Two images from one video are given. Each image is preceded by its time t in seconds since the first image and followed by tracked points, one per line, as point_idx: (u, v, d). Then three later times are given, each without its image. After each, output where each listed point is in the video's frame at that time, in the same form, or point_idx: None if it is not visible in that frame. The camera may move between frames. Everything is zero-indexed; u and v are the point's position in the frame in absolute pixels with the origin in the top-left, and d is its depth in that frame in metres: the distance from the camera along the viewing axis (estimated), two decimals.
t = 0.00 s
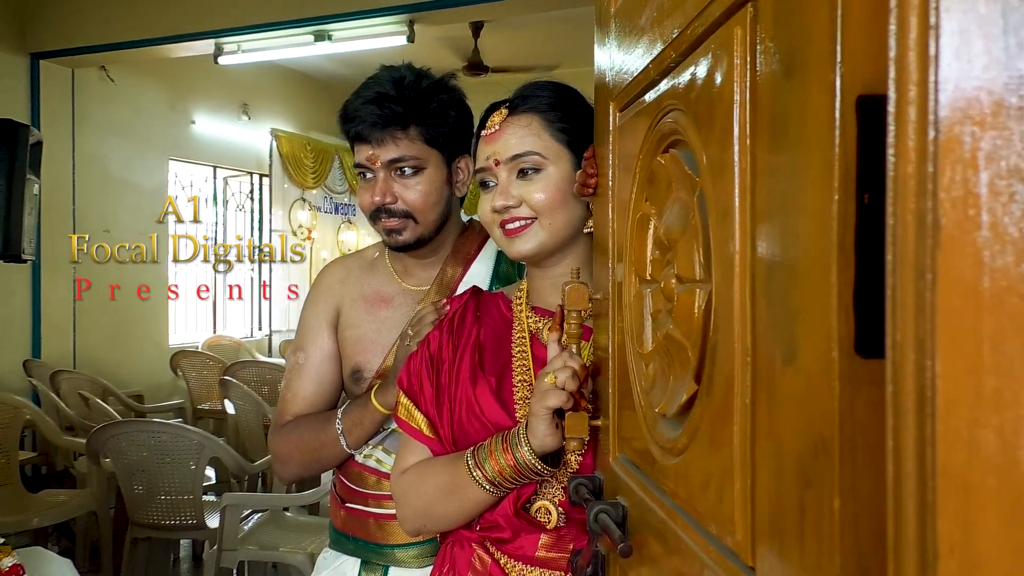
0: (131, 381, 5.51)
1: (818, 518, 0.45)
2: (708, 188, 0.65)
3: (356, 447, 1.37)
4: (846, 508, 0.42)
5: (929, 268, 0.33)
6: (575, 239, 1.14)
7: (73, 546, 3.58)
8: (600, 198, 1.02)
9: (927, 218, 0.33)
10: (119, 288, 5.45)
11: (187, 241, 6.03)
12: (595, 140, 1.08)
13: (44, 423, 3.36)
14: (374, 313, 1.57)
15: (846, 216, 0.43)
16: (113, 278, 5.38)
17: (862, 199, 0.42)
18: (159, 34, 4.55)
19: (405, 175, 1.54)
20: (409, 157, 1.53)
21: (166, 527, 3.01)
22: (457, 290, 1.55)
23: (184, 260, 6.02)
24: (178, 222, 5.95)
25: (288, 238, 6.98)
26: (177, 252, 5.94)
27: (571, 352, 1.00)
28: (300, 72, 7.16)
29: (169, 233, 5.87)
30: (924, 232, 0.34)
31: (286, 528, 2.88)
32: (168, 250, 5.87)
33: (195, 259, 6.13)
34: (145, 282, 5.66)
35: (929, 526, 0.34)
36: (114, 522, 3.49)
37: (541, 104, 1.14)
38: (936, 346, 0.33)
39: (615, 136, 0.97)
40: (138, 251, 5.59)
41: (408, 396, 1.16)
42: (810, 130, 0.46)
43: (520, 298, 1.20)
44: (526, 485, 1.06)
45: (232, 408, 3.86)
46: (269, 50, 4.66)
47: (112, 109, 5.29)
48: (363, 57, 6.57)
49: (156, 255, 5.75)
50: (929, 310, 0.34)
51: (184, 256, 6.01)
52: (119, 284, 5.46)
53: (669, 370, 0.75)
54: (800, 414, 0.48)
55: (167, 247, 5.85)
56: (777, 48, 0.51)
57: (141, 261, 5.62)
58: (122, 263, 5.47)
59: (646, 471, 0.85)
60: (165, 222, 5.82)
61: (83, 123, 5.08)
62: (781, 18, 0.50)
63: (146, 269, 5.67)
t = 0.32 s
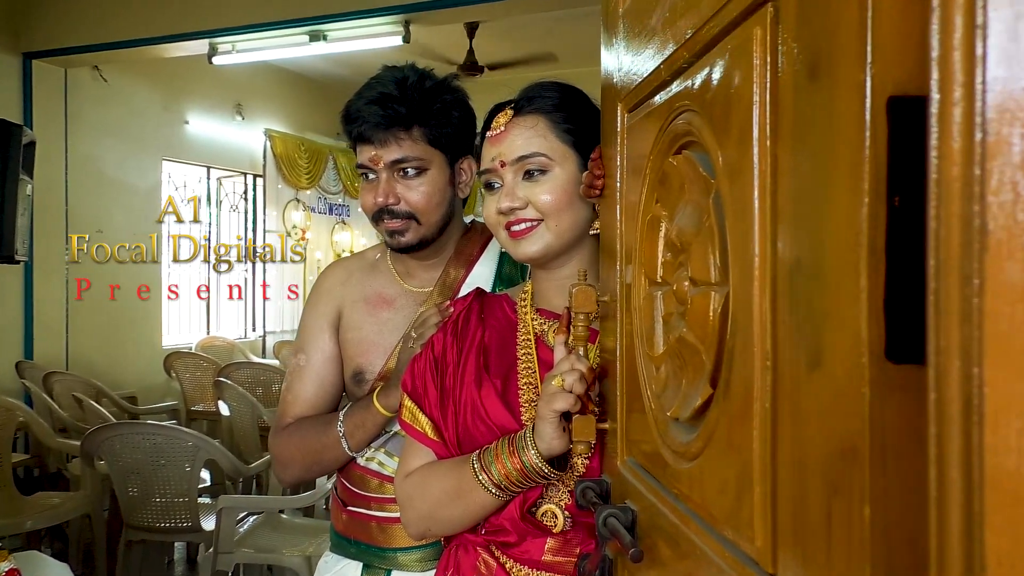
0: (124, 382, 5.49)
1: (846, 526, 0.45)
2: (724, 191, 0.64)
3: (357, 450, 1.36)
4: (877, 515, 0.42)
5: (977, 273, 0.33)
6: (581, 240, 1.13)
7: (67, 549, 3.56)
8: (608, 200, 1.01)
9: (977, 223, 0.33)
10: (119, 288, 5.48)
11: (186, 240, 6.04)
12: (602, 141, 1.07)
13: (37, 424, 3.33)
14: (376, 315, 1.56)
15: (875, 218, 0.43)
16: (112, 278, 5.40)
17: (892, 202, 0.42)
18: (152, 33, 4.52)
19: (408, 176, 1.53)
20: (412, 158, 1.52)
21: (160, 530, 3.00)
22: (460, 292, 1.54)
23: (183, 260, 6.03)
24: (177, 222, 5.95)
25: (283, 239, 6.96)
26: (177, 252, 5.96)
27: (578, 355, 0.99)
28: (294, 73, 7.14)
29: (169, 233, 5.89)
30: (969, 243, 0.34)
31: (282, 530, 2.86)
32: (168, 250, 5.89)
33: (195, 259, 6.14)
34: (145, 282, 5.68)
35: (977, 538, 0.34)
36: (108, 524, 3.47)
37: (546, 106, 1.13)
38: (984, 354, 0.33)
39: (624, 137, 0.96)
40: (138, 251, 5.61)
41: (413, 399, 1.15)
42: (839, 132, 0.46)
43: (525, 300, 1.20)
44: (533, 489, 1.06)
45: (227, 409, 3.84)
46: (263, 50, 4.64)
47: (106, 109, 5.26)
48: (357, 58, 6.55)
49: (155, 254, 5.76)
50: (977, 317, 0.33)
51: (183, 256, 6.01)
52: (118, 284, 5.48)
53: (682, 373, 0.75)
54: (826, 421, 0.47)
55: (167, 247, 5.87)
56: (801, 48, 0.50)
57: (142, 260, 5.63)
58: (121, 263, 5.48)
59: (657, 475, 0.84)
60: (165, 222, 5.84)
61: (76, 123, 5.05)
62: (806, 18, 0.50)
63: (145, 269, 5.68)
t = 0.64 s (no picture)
0: (117, 382, 5.44)
1: (876, 533, 0.44)
2: (741, 192, 0.63)
3: (359, 451, 1.35)
4: (912, 519, 0.41)
5: None
6: (586, 241, 1.13)
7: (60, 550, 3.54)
8: (615, 200, 1.01)
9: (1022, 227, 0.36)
10: (119, 287, 5.51)
11: (187, 240, 6.07)
12: (608, 142, 1.06)
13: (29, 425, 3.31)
14: (377, 315, 1.55)
15: (907, 218, 0.42)
16: (112, 279, 5.43)
17: (923, 201, 0.41)
18: (146, 32, 4.50)
19: (411, 175, 1.52)
20: (414, 157, 1.51)
21: (155, 531, 2.98)
22: (462, 292, 1.54)
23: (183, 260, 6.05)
24: (178, 222, 5.98)
25: (275, 238, 6.91)
26: (177, 253, 5.99)
27: (585, 356, 0.99)
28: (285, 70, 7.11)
29: (169, 233, 5.92)
30: (1017, 242, 0.37)
31: (278, 532, 2.84)
32: (168, 250, 5.91)
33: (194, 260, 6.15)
34: (145, 282, 5.70)
35: None
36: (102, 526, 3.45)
37: (551, 105, 1.12)
38: None
39: (631, 137, 0.96)
40: (138, 251, 5.64)
41: (416, 400, 1.15)
42: (868, 130, 0.45)
43: (529, 300, 1.19)
44: (538, 490, 1.05)
45: (220, 409, 3.82)
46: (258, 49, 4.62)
47: (98, 108, 5.23)
48: (351, 57, 6.53)
49: (151, 254, 5.74)
50: None
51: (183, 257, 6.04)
52: (119, 284, 5.51)
53: (694, 374, 0.74)
54: (853, 424, 0.46)
55: (166, 247, 5.89)
56: (826, 45, 0.49)
57: (142, 260, 5.66)
58: (122, 263, 5.52)
59: (667, 478, 0.83)
60: (165, 222, 5.87)
61: (68, 122, 5.02)
62: (832, 14, 0.49)
63: (145, 269, 5.71)
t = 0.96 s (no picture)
0: (105, 385, 5.40)
1: (903, 540, 0.43)
2: (756, 195, 0.63)
3: (358, 455, 1.35)
4: (941, 527, 0.41)
5: None
6: (589, 243, 1.12)
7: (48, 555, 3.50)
8: (620, 203, 1.01)
9: None
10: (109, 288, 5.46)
11: (187, 241, 6.15)
12: (611, 144, 1.06)
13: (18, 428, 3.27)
14: (376, 318, 1.54)
15: (935, 225, 0.42)
16: (112, 279, 5.48)
17: (953, 207, 0.41)
18: (135, 32, 4.47)
19: (410, 177, 1.51)
20: (415, 159, 1.50)
21: (146, 536, 2.95)
22: (462, 295, 1.53)
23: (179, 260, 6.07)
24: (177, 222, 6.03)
25: (266, 240, 6.88)
26: (177, 253, 6.06)
27: (589, 360, 0.98)
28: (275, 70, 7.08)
29: (169, 233, 5.98)
30: None
31: (271, 536, 2.83)
32: (168, 250, 5.98)
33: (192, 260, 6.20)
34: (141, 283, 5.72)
35: None
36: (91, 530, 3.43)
37: (555, 107, 1.12)
38: None
39: (637, 139, 0.95)
40: (138, 252, 5.69)
41: (417, 403, 1.14)
42: (893, 133, 0.44)
43: (531, 303, 1.18)
44: (541, 495, 1.04)
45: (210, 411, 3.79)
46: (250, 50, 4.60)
47: (87, 108, 5.20)
48: (342, 57, 6.52)
49: (140, 255, 5.70)
50: None
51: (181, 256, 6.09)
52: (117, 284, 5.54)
53: (704, 379, 0.74)
54: (877, 430, 0.46)
55: (167, 248, 5.96)
56: (848, 48, 0.49)
57: (141, 260, 5.71)
58: (122, 263, 5.57)
59: (675, 483, 0.83)
60: (165, 222, 5.94)
61: (56, 122, 4.98)
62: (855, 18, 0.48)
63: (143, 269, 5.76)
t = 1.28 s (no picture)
0: (91, 388, 5.35)
1: (927, 546, 0.43)
2: (768, 198, 0.62)
3: (355, 459, 1.34)
4: (966, 534, 0.41)
5: None
6: (590, 247, 1.12)
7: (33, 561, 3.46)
8: (622, 207, 1.00)
9: None
10: (90, 289, 5.36)
11: (188, 240, 6.23)
12: (614, 148, 1.06)
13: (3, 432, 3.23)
14: (374, 321, 1.53)
15: (960, 229, 0.42)
16: (112, 279, 5.54)
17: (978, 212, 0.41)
18: (122, 31, 4.43)
19: (408, 179, 1.50)
20: (412, 161, 1.49)
21: (135, 541, 2.92)
22: (460, 298, 1.52)
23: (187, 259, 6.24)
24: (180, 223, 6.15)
25: (253, 242, 6.85)
26: (178, 252, 6.14)
27: (592, 363, 0.97)
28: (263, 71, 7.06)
29: (168, 233, 6.05)
30: None
31: (261, 540, 2.81)
32: (165, 250, 6.00)
33: (196, 259, 6.34)
34: (146, 283, 5.87)
35: None
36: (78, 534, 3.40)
37: (555, 109, 1.11)
38: None
39: (640, 143, 0.95)
40: (132, 252, 5.70)
41: (417, 407, 1.13)
42: (916, 135, 0.44)
43: (531, 306, 1.18)
44: (543, 500, 1.04)
45: (198, 414, 3.76)
46: (238, 50, 4.57)
47: (73, 108, 5.15)
48: (331, 59, 6.51)
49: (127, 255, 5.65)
50: None
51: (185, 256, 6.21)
52: (119, 285, 5.62)
53: (712, 384, 0.74)
54: (899, 437, 0.45)
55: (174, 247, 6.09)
56: (867, 52, 0.49)
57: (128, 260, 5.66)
58: (123, 263, 5.64)
59: (680, 487, 0.83)
60: (166, 223, 6.02)
61: (42, 122, 4.93)
62: (875, 22, 0.48)
63: (145, 269, 5.85)
